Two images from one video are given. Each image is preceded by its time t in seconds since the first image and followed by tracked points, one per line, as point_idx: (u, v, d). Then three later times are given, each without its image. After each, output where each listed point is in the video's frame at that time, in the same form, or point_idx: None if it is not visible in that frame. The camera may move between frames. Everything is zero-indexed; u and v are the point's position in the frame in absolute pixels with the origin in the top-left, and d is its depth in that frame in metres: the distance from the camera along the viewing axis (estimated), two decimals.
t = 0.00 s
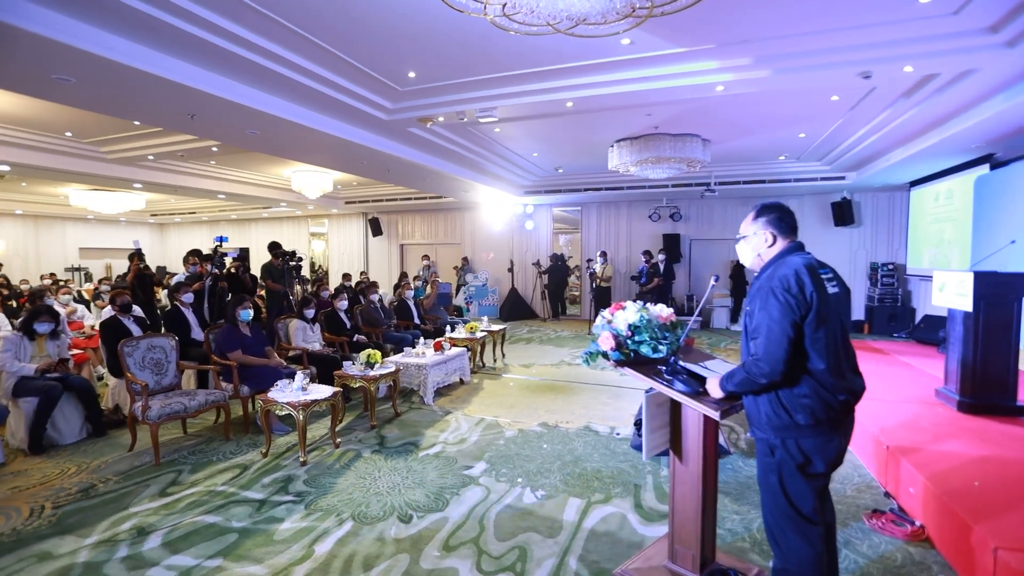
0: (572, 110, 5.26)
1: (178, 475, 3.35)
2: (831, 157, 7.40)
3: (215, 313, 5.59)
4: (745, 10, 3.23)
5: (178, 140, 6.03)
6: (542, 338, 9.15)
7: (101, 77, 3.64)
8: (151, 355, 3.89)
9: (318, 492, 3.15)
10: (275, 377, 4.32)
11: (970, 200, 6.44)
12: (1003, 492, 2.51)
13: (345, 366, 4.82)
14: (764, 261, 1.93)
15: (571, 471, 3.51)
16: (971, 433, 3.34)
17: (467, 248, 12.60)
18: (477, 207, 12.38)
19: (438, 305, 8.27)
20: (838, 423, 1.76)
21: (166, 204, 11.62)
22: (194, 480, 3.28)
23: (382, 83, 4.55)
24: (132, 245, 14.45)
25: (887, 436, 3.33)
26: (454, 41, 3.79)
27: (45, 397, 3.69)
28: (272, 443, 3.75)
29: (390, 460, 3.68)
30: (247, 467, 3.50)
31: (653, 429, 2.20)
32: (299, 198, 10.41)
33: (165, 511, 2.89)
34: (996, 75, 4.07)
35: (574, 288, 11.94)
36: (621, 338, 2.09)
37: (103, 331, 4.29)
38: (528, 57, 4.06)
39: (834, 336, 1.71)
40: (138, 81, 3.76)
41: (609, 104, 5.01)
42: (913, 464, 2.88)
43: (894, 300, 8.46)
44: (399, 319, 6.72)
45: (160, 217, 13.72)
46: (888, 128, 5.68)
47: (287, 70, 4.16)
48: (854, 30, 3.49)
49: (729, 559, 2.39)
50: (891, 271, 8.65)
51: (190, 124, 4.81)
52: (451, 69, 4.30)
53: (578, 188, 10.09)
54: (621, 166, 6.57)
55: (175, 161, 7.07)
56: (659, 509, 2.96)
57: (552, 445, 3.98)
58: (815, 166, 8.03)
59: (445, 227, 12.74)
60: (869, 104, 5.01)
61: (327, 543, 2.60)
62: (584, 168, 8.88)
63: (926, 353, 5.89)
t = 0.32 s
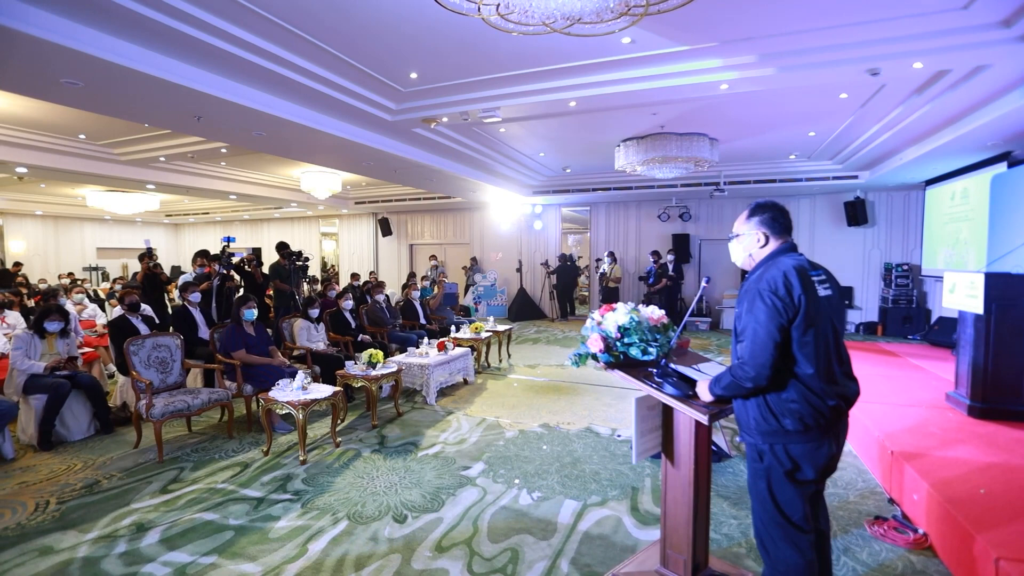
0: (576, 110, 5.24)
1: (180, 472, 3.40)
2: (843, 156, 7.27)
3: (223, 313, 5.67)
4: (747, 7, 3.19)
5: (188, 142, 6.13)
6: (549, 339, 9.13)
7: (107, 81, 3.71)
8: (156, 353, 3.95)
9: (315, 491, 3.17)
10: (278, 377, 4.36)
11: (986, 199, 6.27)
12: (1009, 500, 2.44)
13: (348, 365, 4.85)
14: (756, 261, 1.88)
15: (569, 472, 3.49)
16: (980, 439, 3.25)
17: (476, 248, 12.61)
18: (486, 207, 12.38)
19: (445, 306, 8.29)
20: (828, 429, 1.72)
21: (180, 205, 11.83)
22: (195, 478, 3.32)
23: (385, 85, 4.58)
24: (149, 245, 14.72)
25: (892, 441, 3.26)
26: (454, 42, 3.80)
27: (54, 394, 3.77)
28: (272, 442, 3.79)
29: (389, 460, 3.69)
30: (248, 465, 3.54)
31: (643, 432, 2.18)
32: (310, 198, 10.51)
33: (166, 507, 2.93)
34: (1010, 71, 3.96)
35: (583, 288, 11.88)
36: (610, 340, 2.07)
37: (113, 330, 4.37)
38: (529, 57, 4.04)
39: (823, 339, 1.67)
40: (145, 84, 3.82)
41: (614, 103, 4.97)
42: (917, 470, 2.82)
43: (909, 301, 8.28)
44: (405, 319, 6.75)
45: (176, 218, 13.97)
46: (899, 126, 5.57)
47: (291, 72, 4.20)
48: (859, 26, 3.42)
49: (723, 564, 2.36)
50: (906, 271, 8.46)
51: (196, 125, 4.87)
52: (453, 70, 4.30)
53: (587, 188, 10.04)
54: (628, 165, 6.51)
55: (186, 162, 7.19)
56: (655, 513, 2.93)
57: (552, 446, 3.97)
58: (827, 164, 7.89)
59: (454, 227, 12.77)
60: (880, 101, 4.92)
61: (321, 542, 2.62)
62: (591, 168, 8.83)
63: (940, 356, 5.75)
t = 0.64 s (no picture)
0: (580, 110, 5.21)
1: (183, 470, 3.45)
2: (856, 155, 7.13)
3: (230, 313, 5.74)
4: (749, 5, 3.14)
5: (198, 143, 6.22)
6: (556, 339, 9.09)
7: (115, 85, 3.78)
8: (163, 352, 4.01)
9: (314, 491, 3.19)
10: (281, 377, 4.41)
11: (1004, 199, 6.10)
12: (1018, 511, 2.37)
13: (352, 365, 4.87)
14: (749, 265, 1.84)
15: (568, 475, 3.46)
16: (990, 446, 3.16)
17: (485, 249, 12.61)
18: (495, 208, 12.38)
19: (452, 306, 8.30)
20: (821, 437, 1.67)
21: (194, 205, 12.01)
22: (198, 476, 3.37)
23: (389, 86, 4.59)
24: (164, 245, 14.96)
25: (899, 447, 3.19)
26: (456, 44, 3.81)
27: (63, 393, 3.84)
28: (274, 442, 3.82)
29: (389, 460, 3.70)
30: (250, 464, 3.58)
31: (635, 437, 2.15)
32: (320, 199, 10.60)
33: (167, 505, 2.97)
34: None
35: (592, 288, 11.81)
36: (601, 343, 2.04)
37: (122, 329, 4.45)
38: (530, 57, 4.03)
39: (815, 345, 1.63)
40: (152, 88, 3.88)
41: (618, 103, 4.93)
42: (922, 478, 2.75)
43: (925, 303, 8.11)
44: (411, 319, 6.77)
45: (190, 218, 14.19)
46: (912, 124, 5.45)
47: (295, 75, 4.24)
48: (865, 23, 3.35)
49: (718, 571, 2.32)
50: (922, 272, 8.29)
51: (204, 128, 4.94)
52: (455, 71, 4.30)
53: (595, 188, 9.99)
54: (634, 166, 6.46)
55: (197, 163, 7.29)
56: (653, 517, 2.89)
57: (552, 448, 3.95)
58: (839, 164, 7.76)
59: (463, 228, 12.78)
60: (891, 99, 4.81)
61: (317, 542, 2.64)
62: (599, 167, 8.78)
63: (953, 359, 5.62)
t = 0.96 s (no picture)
0: (580, 111, 5.20)
1: (180, 470, 3.47)
2: (862, 155, 7.06)
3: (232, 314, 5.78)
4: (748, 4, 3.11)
5: (201, 145, 6.27)
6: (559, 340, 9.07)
7: (116, 87, 3.82)
8: (163, 352, 4.05)
9: (310, 491, 3.20)
10: (280, 376, 4.43)
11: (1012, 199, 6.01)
12: (1017, 518, 2.32)
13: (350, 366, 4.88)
14: (736, 267, 1.83)
15: (564, 477, 3.45)
16: (992, 451, 3.11)
17: (489, 249, 12.61)
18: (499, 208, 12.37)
19: (454, 307, 8.30)
20: (810, 443, 1.64)
21: (200, 206, 12.11)
22: (195, 476, 3.39)
23: (388, 87, 4.60)
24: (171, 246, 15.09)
25: (898, 451, 3.14)
26: (454, 45, 3.81)
27: (65, 392, 3.87)
28: (272, 441, 3.84)
29: (386, 461, 3.70)
30: (247, 464, 3.59)
31: (624, 441, 2.13)
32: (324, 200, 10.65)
33: (162, 505, 2.99)
34: None
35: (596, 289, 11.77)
36: (590, 345, 2.02)
37: (124, 329, 4.48)
38: (528, 58, 4.02)
39: (802, 348, 1.60)
40: (152, 90, 3.92)
41: (619, 103, 4.91)
42: (921, 483, 2.70)
43: (932, 304, 8.03)
44: (412, 320, 6.78)
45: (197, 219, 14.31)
46: (917, 124, 5.38)
47: (294, 76, 4.26)
48: (865, 22, 3.31)
49: None
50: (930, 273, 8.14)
51: (205, 129, 4.97)
52: (454, 72, 4.30)
53: (599, 189, 9.96)
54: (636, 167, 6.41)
55: (201, 165, 7.35)
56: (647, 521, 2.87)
57: (549, 450, 3.93)
58: (845, 164, 7.68)
59: (467, 229, 12.79)
60: (895, 99, 4.76)
61: (309, 543, 2.64)
62: (602, 168, 8.75)
63: (959, 362, 5.54)
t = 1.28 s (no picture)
0: (576, 113, 5.20)
1: (174, 472, 3.47)
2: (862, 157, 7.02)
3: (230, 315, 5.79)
4: (743, 5, 3.09)
5: (200, 147, 6.29)
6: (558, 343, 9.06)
7: (112, 90, 3.83)
8: (158, 354, 4.06)
9: (301, 494, 3.20)
10: (275, 378, 4.44)
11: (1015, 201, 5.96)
12: (1012, 525, 2.29)
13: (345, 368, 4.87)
14: (721, 271, 1.82)
15: (557, 481, 3.43)
16: (989, 456, 3.07)
17: (490, 251, 12.60)
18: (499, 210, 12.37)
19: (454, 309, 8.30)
20: (794, 450, 1.63)
21: (202, 208, 12.17)
22: (188, 478, 3.39)
23: (384, 90, 4.60)
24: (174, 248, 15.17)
25: (894, 456, 3.12)
26: (448, 47, 3.80)
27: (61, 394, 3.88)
28: (266, 444, 3.84)
29: (379, 464, 3.70)
30: (241, 466, 3.59)
31: (611, 446, 2.12)
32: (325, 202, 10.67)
33: (154, 507, 3.00)
34: None
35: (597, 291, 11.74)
36: (576, 349, 2.02)
37: (121, 331, 4.50)
38: (523, 60, 4.01)
39: (784, 353, 1.59)
40: (149, 93, 3.93)
41: (616, 105, 4.89)
42: (915, 489, 2.67)
43: (933, 307, 7.98)
44: (411, 322, 6.79)
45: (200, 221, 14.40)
46: (917, 125, 5.34)
47: (290, 79, 4.27)
48: (861, 23, 3.29)
49: None
50: (932, 275, 8.09)
51: (202, 131, 4.98)
52: (449, 74, 4.30)
53: (599, 191, 9.94)
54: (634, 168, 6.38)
55: (201, 167, 7.38)
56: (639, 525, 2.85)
57: (544, 454, 3.91)
58: (846, 166, 7.64)
59: (468, 231, 12.79)
60: (894, 100, 4.72)
61: (298, 546, 2.64)
62: (602, 169, 8.73)
63: (960, 366, 5.49)
